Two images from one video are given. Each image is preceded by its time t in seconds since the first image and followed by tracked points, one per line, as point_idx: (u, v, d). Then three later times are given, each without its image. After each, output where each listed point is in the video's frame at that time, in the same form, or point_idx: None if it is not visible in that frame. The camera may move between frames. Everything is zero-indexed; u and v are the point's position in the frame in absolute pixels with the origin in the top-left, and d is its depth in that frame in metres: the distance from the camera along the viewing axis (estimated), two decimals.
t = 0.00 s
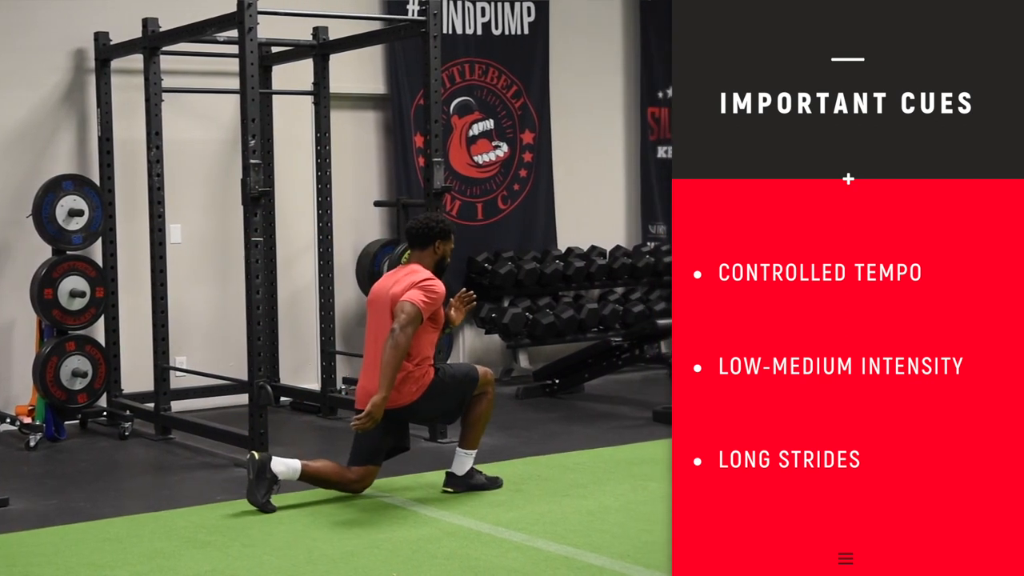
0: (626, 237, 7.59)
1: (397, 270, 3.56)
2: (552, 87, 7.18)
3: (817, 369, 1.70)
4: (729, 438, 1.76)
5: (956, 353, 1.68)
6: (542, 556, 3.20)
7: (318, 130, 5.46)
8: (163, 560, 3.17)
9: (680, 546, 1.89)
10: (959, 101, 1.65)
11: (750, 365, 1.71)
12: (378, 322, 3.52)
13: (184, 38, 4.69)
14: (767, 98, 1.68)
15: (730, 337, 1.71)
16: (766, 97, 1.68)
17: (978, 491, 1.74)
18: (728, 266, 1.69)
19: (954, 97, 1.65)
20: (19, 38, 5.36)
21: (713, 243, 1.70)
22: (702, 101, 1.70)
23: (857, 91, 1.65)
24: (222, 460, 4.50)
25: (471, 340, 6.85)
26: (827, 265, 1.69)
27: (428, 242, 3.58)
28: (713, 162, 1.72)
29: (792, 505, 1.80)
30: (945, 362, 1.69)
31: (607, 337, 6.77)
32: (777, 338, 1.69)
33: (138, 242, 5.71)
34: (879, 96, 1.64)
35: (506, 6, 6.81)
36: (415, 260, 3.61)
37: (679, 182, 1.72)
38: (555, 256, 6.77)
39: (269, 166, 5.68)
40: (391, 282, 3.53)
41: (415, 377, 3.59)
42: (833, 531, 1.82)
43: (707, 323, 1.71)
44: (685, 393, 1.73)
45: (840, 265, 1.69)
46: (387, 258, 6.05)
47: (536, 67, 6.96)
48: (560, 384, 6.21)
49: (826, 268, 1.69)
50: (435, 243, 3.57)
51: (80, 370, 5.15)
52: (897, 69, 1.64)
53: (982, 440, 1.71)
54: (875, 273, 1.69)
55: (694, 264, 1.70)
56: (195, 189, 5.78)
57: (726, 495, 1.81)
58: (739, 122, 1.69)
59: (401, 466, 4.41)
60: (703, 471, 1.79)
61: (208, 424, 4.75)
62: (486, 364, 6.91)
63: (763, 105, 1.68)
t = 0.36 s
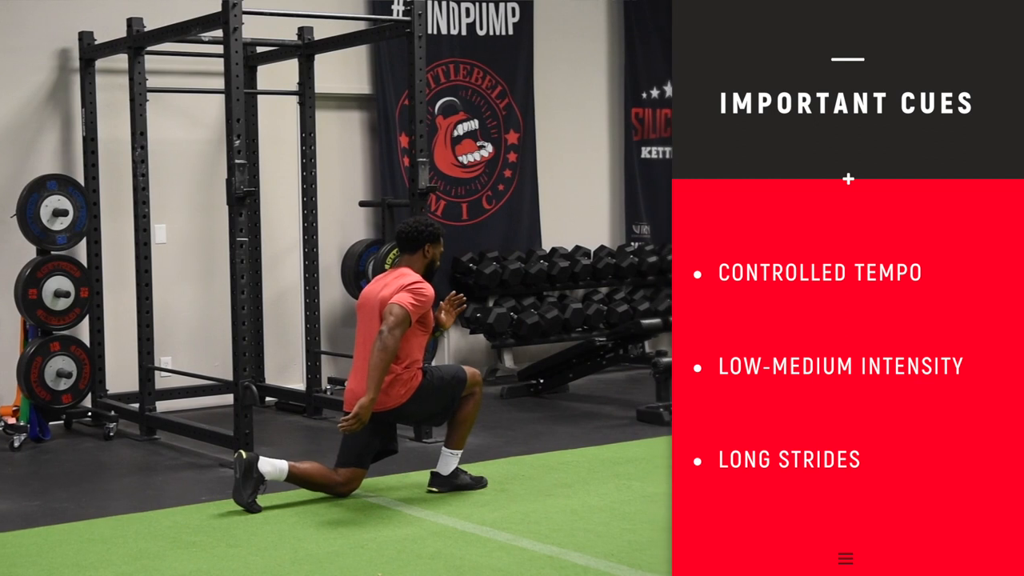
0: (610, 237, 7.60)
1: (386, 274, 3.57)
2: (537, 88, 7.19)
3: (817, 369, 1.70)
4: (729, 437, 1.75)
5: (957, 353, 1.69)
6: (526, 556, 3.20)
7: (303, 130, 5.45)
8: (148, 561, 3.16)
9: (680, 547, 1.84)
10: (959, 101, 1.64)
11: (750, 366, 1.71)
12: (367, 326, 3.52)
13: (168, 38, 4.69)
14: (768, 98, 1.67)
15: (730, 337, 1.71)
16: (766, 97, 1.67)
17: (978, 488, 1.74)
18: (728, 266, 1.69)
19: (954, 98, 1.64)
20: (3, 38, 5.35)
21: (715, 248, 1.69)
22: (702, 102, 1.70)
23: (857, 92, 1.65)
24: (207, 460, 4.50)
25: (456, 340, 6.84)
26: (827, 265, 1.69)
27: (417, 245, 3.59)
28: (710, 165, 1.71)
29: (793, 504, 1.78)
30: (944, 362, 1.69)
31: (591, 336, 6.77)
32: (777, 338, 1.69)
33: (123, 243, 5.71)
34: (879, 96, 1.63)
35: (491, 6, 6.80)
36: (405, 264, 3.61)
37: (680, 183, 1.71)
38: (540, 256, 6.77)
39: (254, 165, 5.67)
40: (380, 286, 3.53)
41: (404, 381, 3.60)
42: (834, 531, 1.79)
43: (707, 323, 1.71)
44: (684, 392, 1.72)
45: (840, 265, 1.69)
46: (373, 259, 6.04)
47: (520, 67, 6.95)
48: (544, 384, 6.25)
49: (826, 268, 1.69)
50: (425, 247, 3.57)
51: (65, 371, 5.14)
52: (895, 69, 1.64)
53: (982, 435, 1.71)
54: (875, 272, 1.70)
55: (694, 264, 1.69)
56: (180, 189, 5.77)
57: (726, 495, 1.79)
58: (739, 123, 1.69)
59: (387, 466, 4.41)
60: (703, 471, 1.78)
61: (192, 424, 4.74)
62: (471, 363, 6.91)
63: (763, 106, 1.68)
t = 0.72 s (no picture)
0: (595, 237, 7.61)
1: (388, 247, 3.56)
2: (522, 87, 7.19)
3: (817, 370, 1.62)
4: (729, 436, 1.66)
5: (956, 352, 1.60)
6: (511, 555, 3.20)
7: (288, 130, 5.45)
8: (134, 561, 3.16)
9: (680, 548, 1.75)
10: (959, 102, 1.57)
11: (750, 366, 1.63)
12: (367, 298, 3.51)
13: (152, 38, 4.68)
14: (767, 98, 1.61)
15: (729, 338, 1.63)
16: (765, 98, 1.61)
17: (981, 495, 1.64)
18: (728, 266, 1.62)
19: (953, 99, 1.56)
20: None
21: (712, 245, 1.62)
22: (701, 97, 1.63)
23: (855, 93, 1.57)
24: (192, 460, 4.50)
25: (441, 339, 6.84)
26: (827, 265, 1.61)
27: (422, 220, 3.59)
28: (709, 163, 1.64)
29: (795, 507, 1.69)
30: (943, 364, 1.60)
31: (576, 336, 6.78)
32: (777, 338, 1.61)
33: (109, 243, 5.70)
34: (878, 96, 1.56)
35: (476, 7, 6.79)
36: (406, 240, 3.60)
37: (680, 184, 1.64)
38: (525, 256, 6.78)
39: (239, 165, 5.67)
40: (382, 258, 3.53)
41: (398, 355, 3.57)
42: (836, 534, 1.70)
43: (707, 324, 1.63)
44: (685, 394, 1.64)
45: (840, 265, 1.60)
46: (357, 259, 6.04)
47: (505, 67, 6.95)
48: (530, 384, 6.24)
49: (825, 268, 1.61)
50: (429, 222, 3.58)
51: (49, 371, 5.13)
52: (895, 69, 1.56)
53: (983, 440, 1.62)
54: (875, 273, 1.61)
55: (694, 264, 1.62)
56: (165, 189, 5.76)
57: (726, 496, 1.70)
58: (739, 124, 1.62)
59: (372, 466, 4.41)
60: (703, 471, 1.69)
61: (177, 424, 4.74)
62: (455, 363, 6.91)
63: (761, 107, 1.61)
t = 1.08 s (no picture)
0: (580, 238, 7.61)
1: (410, 178, 3.73)
2: (507, 88, 7.19)
3: (817, 370, 1.59)
4: (729, 437, 1.64)
5: (956, 352, 1.57)
6: (496, 555, 3.20)
7: (273, 130, 5.43)
8: (120, 561, 3.16)
9: (680, 551, 1.73)
10: (960, 100, 1.55)
11: (750, 365, 1.60)
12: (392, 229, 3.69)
13: (137, 38, 4.67)
14: (767, 98, 1.59)
15: (729, 336, 1.60)
16: (766, 96, 1.59)
17: (982, 496, 1.62)
18: (728, 266, 1.59)
19: (955, 96, 1.55)
20: None
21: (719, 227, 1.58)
22: (697, 100, 1.61)
23: (856, 91, 1.55)
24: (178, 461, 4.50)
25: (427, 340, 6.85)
26: (827, 264, 1.58)
27: (442, 151, 3.77)
28: (711, 162, 1.61)
29: (793, 508, 1.66)
30: (942, 361, 1.57)
31: (561, 336, 6.78)
32: (776, 337, 1.58)
33: (94, 243, 5.69)
34: (879, 94, 1.54)
35: (461, 8, 6.80)
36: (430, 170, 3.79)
37: (682, 182, 1.61)
38: (510, 256, 6.78)
39: (224, 166, 5.66)
40: (406, 189, 3.69)
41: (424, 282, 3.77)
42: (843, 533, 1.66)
43: (706, 323, 1.60)
44: (685, 394, 1.62)
45: (840, 264, 1.57)
46: (343, 258, 6.04)
47: (490, 68, 6.96)
48: (515, 384, 6.24)
49: (825, 267, 1.58)
50: (449, 154, 3.75)
51: (34, 371, 5.11)
52: (897, 65, 1.54)
53: (972, 439, 1.58)
54: (875, 272, 1.58)
55: (693, 263, 1.59)
56: (150, 189, 5.75)
57: (726, 497, 1.67)
58: (740, 122, 1.60)
59: (357, 466, 4.41)
60: (703, 471, 1.67)
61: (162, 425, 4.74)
62: (441, 364, 6.92)
63: (762, 106, 1.59)
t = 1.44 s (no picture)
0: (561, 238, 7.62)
1: (398, 166, 3.77)
2: (488, 87, 7.19)
3: (817, 370, 1.76)
4: (728, 437, 1.81)
5: (955, 353, 1.75)
6: (477, 554, 3.21)
7: (254, 131, 5.42)
8: (102, 561, 3.16)
9: (680, 547, 1.91)
10: (958, 100, 1.73)
11: (750, 366, 1.77)
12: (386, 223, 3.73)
13: (118, 37, 4.65)
14: (767, 98, 1.76)
15: (729, 337, 1.77)
16: (766, 96, 1.75)
17: (978, 486, 1.80)
18: (728, 267, 1.76)
19: (953, 98, 1.73)
20: None
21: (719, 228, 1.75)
22: (696, 102, 1.78)
23: (856, 92, 1.73)
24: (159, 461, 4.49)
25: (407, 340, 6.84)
26: (827, 265, 1.76)
27: (424, 134, 3.79)
28: (715, 161, 1.78)
29: (787, 507, 1.84)
30: (940, 360, 1.75)
31: (542, 336, 6.78)
32: (778, 337, 1.75)
33: (75, 243, 5.67)
34: (878, 95, 1.72)
35: (442, 8, 6.80)
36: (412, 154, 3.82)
37: (685, 184, 1.78)
38: (491, 256, 6.77)
39: (206, 165, 5.65)
40: (396, 180, 3.73)
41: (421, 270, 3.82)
42: (834, 531, 1.85)
43: (707, 324, 1.77)
44: (685, 395, 1.79)
45: (840, 265, 1.75)
46: (325, 258, 6.04)
47: (472, 68, 6.96)
48: (496, 383, 6.24)
49: (826, 269, 1.75)
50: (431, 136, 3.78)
51: (15, 372, 5.18)
52: (893, 68, 1.71)
53: (963, 449, 1.78)
54: (875, 272, 1.76)
55: (694, 264, 1.76)
56: (131, 189, 5.74)
57: (725, 495, 1.85)
58: (738, 122, 1.77)
59: (338, 466, 4.40)
60: (703, 470, 1.84)
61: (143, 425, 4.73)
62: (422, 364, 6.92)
63: (762, 105, 1.76)
